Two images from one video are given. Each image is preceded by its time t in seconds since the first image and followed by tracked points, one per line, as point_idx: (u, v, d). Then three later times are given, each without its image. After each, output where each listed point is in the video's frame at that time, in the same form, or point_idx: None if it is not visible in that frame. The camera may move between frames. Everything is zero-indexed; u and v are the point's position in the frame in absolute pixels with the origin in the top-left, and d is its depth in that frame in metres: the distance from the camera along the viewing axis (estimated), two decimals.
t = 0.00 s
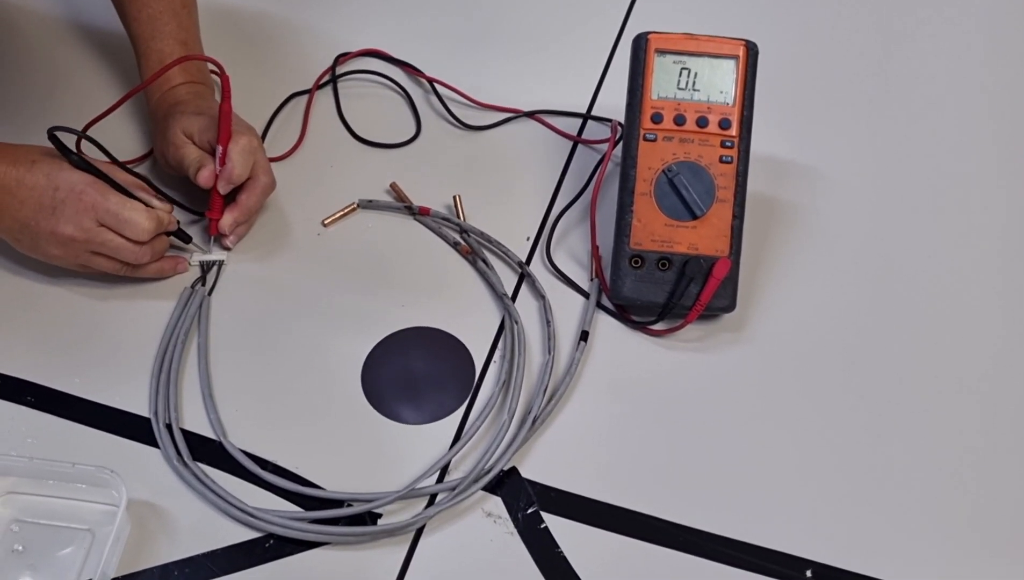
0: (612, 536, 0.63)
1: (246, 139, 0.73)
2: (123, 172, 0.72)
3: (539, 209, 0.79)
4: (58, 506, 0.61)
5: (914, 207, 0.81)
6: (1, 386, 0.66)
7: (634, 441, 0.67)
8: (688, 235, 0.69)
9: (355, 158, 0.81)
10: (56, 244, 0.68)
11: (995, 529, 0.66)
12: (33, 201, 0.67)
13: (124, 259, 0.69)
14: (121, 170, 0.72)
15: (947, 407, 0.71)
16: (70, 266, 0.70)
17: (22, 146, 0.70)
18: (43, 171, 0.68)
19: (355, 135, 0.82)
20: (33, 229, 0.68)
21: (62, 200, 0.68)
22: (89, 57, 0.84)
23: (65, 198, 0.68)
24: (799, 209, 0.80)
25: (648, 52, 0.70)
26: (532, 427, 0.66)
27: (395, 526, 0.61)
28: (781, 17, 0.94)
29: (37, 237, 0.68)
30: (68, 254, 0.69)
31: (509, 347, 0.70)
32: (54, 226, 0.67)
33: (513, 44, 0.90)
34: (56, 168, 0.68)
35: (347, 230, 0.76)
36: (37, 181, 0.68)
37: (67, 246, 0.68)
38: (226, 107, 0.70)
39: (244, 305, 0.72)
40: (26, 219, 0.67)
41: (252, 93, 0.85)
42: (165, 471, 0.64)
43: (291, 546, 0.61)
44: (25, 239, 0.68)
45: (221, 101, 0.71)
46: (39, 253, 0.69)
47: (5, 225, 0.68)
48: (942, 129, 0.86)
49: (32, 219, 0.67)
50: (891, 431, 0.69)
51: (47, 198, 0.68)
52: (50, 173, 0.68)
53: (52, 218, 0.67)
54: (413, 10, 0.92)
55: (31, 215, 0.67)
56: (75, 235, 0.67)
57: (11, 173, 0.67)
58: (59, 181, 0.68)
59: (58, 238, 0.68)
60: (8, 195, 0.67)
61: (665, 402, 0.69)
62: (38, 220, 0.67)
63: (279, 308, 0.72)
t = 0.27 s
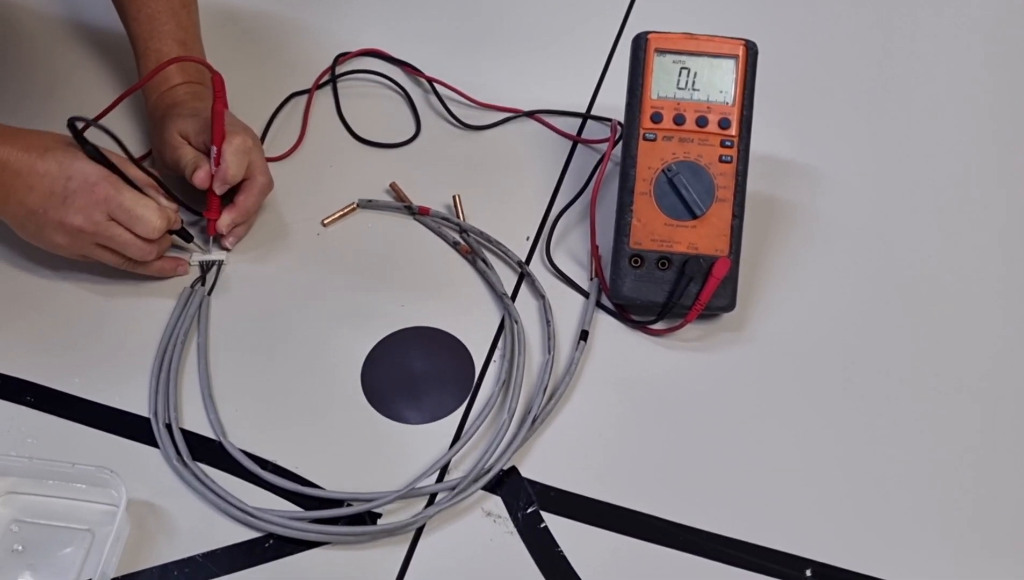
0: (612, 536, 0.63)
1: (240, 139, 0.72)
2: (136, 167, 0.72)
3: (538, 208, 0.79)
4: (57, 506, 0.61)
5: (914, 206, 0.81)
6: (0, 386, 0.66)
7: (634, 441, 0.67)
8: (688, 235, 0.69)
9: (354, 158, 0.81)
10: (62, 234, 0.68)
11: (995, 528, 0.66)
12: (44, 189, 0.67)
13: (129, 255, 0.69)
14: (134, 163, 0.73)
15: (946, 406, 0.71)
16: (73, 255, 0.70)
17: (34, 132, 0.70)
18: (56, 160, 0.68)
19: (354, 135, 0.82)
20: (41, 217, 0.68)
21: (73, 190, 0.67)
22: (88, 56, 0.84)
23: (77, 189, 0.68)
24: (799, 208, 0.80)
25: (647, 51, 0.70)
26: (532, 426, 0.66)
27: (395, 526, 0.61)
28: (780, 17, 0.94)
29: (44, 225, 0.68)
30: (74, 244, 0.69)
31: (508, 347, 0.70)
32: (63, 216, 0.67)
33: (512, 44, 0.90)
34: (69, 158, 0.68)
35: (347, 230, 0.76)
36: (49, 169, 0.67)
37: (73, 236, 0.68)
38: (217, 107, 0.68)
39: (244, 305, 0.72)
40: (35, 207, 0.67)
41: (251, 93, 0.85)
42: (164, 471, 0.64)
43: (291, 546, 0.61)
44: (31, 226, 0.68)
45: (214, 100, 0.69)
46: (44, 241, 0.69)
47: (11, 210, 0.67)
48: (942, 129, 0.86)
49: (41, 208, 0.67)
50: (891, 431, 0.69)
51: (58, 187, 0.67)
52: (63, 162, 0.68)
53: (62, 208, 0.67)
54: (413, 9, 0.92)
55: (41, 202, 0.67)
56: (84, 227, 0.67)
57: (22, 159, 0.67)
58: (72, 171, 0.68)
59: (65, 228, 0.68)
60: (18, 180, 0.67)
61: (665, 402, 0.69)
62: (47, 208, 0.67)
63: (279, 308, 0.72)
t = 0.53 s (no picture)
0: (611, 537, 0.63)
1: (225, 142, 0.70)
2: (150, 166, 0.71)
3: (538, 209, 0.79)
4: (56, 508, 0.61)
5: (913, 207, 0.81)
6: None
7: (633, 442, 0.67)
8: (687, 236, 0.69)
9: (353, 158, 0.81)
10: (73, 229, 0.67)
11: (994, 529, 0.66)
12: (61, 183, 0.66)
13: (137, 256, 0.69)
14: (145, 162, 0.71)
15: (946, 407, 0.71)
16: (78, 249, 0.69)
17: (52, 122, 0.68)
18: (76, 155, 0.66)
19: (353, 135, 0.82)
20: (54, 211, 0.66)
21: (92, 188, 0.66)
22: (87, 58, 0.84)
23: (95, 187, 0.66)
24: (798, 209, 0.80)
25: (647, 52, 0.70)
26: (531, 428, 0.65)
27: (394, 527, 0.60)
28: (781, 16, 0.93)
29: (56, 219, 0.66)
30: (83, 239, 0.67)
31: (507, 348, 0.70)
32: (77, 213, 0.66)
33: (511, 44, 0.90)
34: (89, 155, 0.66)
35: (346, 231, 0.76)
36: (68, 164, 0.66)
37: (84, 232, 0.67)
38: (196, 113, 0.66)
39: (242, 307, 0.72)
40: (48, 201, 0.66)
41: (250, 94, 0.85)
42: (163, 473, 0.64)
43: (290, 547, 0.61)
44: (41, 218, 0.67)
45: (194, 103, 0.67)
46: (53, 233, 0.67)
47: (22, 200, 0.66)
48: (941, 129, 0.86)
49: (55, 201, 0.66)
50: (890, 431, 0.69)
51: (76, 182, 0.66)
52: (83, 158, 0.66)
53: (78, 204, 0.66)
54: (412, 9, 0.92)
55: (56, 196, 0.66)
56: (98, 225, 0.66)
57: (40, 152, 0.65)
58: (91, 167, 0.66)
59: (77, 224, 0.66)
60: (32, 172, 0.65)
61: (664, 403, 0.69)
62: (61, 203, 0.66)
63: (277, 309, 0.72)
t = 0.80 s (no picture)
0: (610, 538, 0.63)
1: (219, 144, 0.70)
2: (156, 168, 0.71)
3: (537, 210, 0.79)
4: (54, 509, 0.61)
5: (913, 207, 0.81)
6: None
7: (632, 443, 0.67)
8: (686, 236, 0.69)
9: (352, 159, 0.81)
10: (79, 228, 0.66)
11: (993, 530, 0.65)
12: (68, 182, 0.65)
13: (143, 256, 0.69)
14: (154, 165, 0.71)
15: (945, 407, 0.70)
16: (82, 246, 0.68)
17: (58, 119, 0.67)
18: (84, 155, 0.65)
19: (352, 136, 0.82)
20: (60, 209, 0.66)
21: (100, 188, 0.65)
22: (85, 61, 0.84)
23: (104, 187, 0.65)
24: (797, 209, 0.80)
25: (645, 52, 0.70)
26: (530, 428, 0.65)
27: (393, 528, 0.60)
28: (780, 16, 0.93)
29: (62, 217, 0.66)
30: (88, 237, 0.67)
31: (506, 348, 0.70)
32: (85, 212, 0.65)
33: (510, 45, 0.90)
34: (98, 154, 0.66)
35: (345, 232, 0.76)
36: (76, 163, 0.65)
37: (91, 231, 0.67)
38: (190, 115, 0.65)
39: (241, 308, 0.72)
40: (55, 200, 0.65)
41: (247, 96, 0.85)
42: (162, 474, 0.64)
43: (289, 549, 0.61)
44: (47, 216, 0.66)
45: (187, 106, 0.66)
46: (58, 230, 0.67)
47: (27, 198, 0.65)
48: (940, 129, 0.86)
49: (62, 200, 0.65)
50: (889, 432, 0.69)
51: (84, 182, 0.65)
52: (91, 157, 0.65)
53: (86, 204, 0.65)
54: (411, 10, 0.92)
55: (63, 195, 0.65)
56: (106, 225, 0.66)
57: (47, 150, 0.64)
58: (100, 167, 0.66)
59: (84, 223, 0.66)
60: (39, 170, 0.64)
61: (663, 403, 0.69)
62: (68, 202, 0.65)
63: (277, 310, 0.72)
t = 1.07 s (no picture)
0: (611, 536, 0.63)
1: (223, 144, 0.70)
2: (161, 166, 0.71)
3: (537, 208, 0.79)
4: (55, 507, 0.61)
5: (913, 205, 0.81)
6: None
7: (633, 441, 0.67)
8: (687, 234, 0.69)
9: (353, 157, 0.81)
10: (84, 225, 0.66)
11: (994, 528, 0.65)
12: (74, 179, 0.65)
13: (147, 255, 0.69)
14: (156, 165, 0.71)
15: (946, 405, 0.70)
16: (86, 244, 0.68)
17: (63, 117, 0.67)
18: (89, 153, 0.65)
19: (352, 134, 0.82)
20: (65, 207, 0.66)
21: (106, 185, 0.65)
22: (86, 61, 0.84)
23: (109, 185, 0.65)
24: (798, 207, 0.80)
25: (646, 50, 0.70)
26: (531, 426, 0.65)
27: (394, 526, 0.60)
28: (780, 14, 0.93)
29: (67, 215, 0.66)
30: (93, 235, 0.67)
31: (507, 346, 0.70)
32: (90, 210, 0.65)
33: (510, 43, 0.90)
34: (103, 152, 0.66)
35: (345, 230, 0.76)
36: (81, 161, 0.65)
37: (95, 229, 0.67)
38: (194, 113, 0.65)
39: (242, 306, 0.72)
40: (59, 197, 0.65)
41: (248, 95, 0.84)
42: (163, 473, 0.64)
43: (289, 547, 0.61)
44: (52, 213, 0.66)
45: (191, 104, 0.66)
46: (62, 227, 0.67)
47: (32, 195, 0.65)
48: (941, 127, 0.86)
49: (67, 198, 0.65)
50: (890, 429, 0.69)
51: (89, 180, 0.65)
52: (97, 155, 0.65)
53: (91, 202, 0.65)
54: (411, 8, 0.92)
55: (68, 192, 0.65)
56: (110, 223, 0.66)
57: (53, 148, 0.64)
58: (105, 165, 0.65)
59: (89, 220, 0.66)
60: (45, 168, 0.64)
61: (664, 402, 0.69)
62: (74, 200, 0.65)
63: (277, 309, 0.72)
